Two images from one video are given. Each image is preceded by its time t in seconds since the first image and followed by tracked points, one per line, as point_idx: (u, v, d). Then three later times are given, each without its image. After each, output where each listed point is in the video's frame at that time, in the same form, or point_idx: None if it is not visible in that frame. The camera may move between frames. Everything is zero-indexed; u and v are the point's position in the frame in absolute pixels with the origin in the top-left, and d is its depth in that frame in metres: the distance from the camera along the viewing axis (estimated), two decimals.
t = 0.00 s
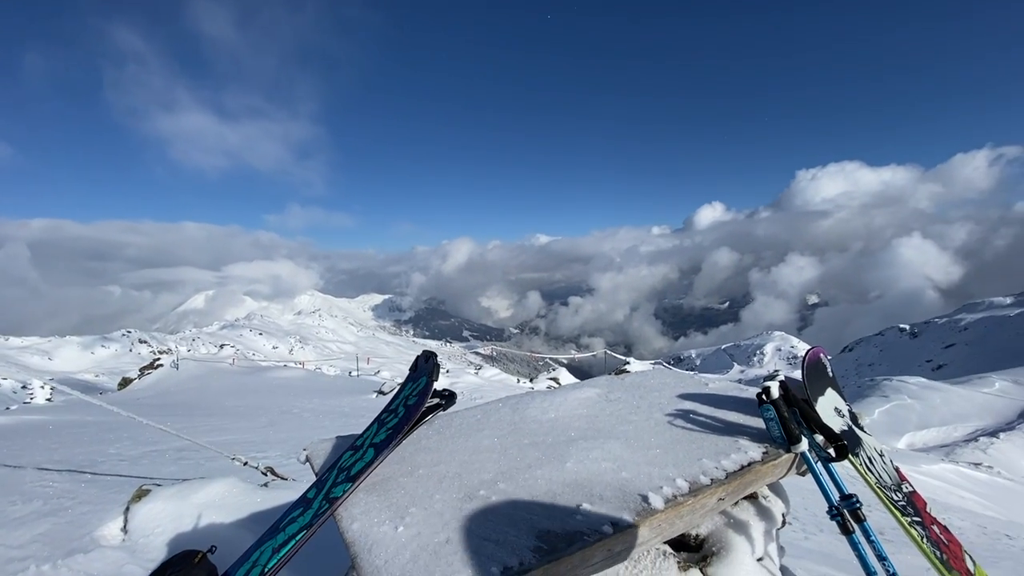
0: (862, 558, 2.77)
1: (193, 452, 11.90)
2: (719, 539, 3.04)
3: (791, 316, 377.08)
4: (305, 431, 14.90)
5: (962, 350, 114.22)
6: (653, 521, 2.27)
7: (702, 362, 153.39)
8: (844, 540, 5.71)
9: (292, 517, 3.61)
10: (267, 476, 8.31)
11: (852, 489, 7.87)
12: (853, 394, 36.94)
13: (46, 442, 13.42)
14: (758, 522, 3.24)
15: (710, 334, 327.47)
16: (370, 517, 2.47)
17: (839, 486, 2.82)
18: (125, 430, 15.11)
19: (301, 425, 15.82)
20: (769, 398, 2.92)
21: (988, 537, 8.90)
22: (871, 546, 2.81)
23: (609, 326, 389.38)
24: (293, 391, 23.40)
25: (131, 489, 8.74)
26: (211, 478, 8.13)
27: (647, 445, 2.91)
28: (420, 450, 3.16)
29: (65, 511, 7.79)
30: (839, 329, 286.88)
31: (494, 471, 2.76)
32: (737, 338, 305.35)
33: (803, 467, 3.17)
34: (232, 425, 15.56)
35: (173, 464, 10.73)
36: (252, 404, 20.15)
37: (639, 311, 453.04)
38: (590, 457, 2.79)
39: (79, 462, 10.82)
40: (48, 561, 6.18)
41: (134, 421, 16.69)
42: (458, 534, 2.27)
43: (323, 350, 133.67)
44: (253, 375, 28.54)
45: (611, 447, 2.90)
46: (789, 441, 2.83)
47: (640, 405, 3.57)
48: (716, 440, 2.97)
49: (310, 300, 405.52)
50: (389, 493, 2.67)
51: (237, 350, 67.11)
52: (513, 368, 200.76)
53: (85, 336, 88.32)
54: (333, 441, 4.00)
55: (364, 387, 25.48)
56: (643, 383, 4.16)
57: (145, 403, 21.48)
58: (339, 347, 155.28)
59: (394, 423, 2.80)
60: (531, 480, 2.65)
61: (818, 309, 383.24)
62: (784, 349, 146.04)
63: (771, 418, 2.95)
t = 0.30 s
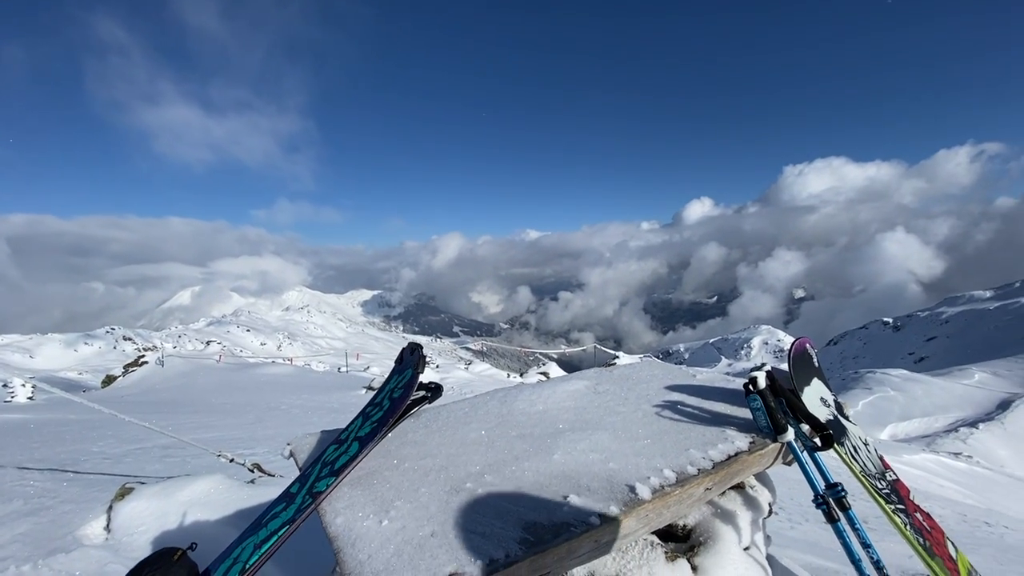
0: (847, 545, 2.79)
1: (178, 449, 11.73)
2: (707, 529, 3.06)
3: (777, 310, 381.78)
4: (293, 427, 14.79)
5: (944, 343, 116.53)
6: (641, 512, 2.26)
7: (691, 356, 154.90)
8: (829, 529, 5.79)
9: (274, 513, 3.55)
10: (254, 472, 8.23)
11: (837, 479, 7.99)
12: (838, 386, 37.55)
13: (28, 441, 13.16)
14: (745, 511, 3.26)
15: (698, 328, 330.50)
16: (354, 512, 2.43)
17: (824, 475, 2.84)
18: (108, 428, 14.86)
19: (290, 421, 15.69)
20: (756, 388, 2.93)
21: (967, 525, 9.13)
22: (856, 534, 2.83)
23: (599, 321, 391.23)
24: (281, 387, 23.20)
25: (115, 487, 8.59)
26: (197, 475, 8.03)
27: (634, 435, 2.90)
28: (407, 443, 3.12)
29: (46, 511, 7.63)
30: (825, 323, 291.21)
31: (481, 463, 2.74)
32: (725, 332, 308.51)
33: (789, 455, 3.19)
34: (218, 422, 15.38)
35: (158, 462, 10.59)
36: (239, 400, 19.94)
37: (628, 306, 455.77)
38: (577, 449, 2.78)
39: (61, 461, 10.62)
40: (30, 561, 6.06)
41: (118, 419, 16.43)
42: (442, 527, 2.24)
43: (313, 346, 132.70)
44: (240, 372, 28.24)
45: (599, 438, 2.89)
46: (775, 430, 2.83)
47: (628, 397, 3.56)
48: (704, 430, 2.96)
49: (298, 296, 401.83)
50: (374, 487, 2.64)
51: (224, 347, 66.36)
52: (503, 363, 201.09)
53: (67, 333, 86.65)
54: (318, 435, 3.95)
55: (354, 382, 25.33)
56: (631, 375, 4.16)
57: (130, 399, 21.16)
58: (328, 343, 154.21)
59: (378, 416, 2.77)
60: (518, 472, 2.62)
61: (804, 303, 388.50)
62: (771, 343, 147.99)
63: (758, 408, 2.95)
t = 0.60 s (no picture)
0: (830, 528, 2.85)
1: (169, 445, 11.66)
2: (695, 514, 3.11)
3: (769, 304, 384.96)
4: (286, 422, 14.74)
5: (931, 336, 118.12)
6: (629, 495, 2.30)
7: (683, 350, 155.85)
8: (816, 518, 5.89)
9: (265, 501, 3.56)
10: (245, 466, 8.21)
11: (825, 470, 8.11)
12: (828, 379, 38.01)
13: (16, 437, 13.02)
14: (732, 497, 3.31)
15: (691, 322, 332.72)
16: (344, 498, 2.45)
17: (810, 460, 2.89)
18: (97, 424, 14.73)
19: (282, 416, 15.64)
20: (743, 375, 2.97)
21: (952, 513, 9.30)
22: (840, 517, 2.89)
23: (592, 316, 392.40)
24: (273, 382, 23.10)
25: (104, 482, 8.53)
26: (188, 469, 7.99)
27: (623, 422, 2.93)
28: (398, 431, 3.14)
29: (35, 506, 7.57)
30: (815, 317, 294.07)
31: (471, 450, 2.76)
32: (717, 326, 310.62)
33: (775, 442, 3.23)
34: (209, 417, 15.29)
35: (148, 456, 10.54)
36: (230, 395, 19.83)
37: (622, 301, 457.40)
38: (568, 436, 2.81)
39: (50, 457, 10.53)
40: (18, 556, 6.01)
41: (108, 415, 16.30)
42: (433, 511, 2.26)
43: (305, 341, 132.07)
44: (232, 367, 28.09)
45: (589, 425, 2.92)
46: (762, 416, 2.87)
47: (619, 386, 3.59)
48: (692, 417, 3.00)
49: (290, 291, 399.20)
50: (365, 473, 2.65)
51: (215, 342, 65.91)
52: (496, 358, 201.38)
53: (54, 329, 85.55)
54: (309, 424, 3.95)
55: (346, 377, 25.26)
56: (621, 365, 4.19)
57: (120, 395, 20.99)
58: (321, 338, 153.58)
59: (369, 403, 2.78)
60: (508, 458, 2.65)
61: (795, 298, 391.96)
62: (763, 337, 149.36)
63: (745, 394, 2.99)
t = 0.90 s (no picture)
0: (815, 513, 2.93)
1: (163, 440, 11.63)
2: (683, 501, 3.18)
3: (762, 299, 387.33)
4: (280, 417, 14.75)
5: (922, 331, 119.35)
6: (618, 481, 2.36)
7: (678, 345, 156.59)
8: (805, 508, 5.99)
9: (260, 490, 3.59)
10: (240, 459, 8.23)
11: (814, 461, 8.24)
12: (820, 373, 38.39)
13: (7, 433, 12.94)
14: (720, 484, 3.38)
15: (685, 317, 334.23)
16: (339, 485, 2.49)
17: (795, 447, 2.96)
18: (90, 420, 14.65)
19: (277, 411, 15.64)
20: (731, 364, 3.03)
21: (939, 503, 9.49)
22: (824, 503, 2.96)
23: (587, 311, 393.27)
24: (267, 377, 23.06)
25: (98, 476, 8.52)
26: (182, 463, 8.01)
27: (615, 412, 2.99)
28: (393, 422, 3.18)
29: (28, 501, 7.56)
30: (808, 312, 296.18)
31: (465, 439, 2.81)
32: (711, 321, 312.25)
33: (763, 430, 3.30)
34: (202, 412, 15.26)
35: (142, 451, 10.53)
36: (224, 391, 19.79)
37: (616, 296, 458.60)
38: (559, 424, 2.86)
39: (42, 452, 10.49)
40: (12, 549, 6.01)
41: (101, 410, 16.23)
42: (426, 497, 2.31)
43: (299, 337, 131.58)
44: (225, 362, 28.00)
45: (580, 414, 2.98)
46: (749, 406, 2.94)
47: (611, 377, 3.65)
48: (681, 406, 3.06)
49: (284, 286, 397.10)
50: (360, 461, 2.69)
51: (209, 337, 65.55)
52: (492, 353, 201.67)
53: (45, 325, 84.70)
54: (304, 415, 3.99)
55: (340, 372, 25.25)
56: (613, 356, 4.25)
57: (112, 390, 20.87)
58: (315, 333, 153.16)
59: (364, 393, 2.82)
60: (501, 446, 2.70)
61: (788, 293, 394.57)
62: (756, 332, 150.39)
63: (733, 383, 3.05)
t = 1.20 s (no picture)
0: (805, 503, 2.96)
1: (157, 434, 11.60)
2: (675, 493, 3.22)
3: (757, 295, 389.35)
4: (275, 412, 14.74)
5: (914, 326, 120.43)
6: (610, 471, 2.38)
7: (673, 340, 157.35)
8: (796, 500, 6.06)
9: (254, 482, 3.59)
10: (235, 454, 8.24)
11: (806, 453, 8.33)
12: (812, 367, 38.69)
13: None
14: (712, 475, 3.42)
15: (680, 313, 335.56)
16: (334, 476, 2.51)
17: (786, 438, 2.99)
18: (83, 415, 14.58)
19: (271, 406, 15.62)
20: (723, 356, 3.05)
21: (929, 495, 9.62)
22: (814, 493, 2.99)
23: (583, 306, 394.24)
24: (262, 372, 23.01)
25: (92, 471, 8.49)
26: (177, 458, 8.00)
27: (608, 404, 3.01)
28: (387, 413, 3.19)
29: (21, 496, 7.53)
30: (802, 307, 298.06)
31: (459, 430, 2.82)
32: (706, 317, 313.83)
33: (754, 422, 3.33)
34: (197, 407, 15.22)
35: (136, 446, 10.51)
36: (218, 386, 19.73)
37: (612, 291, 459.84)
38: (552, 416, 2.88)
39: (36, 447, 10.44)
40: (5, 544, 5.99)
41: (94, 405, 16.16)
42: (419, 487, 2.32)
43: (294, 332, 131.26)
44: (219, 357, 27.91)
45: (574, 406, 3.00)
46: (741, 397, 2.97)
47: (605, 369, 3.67)
48: (675, 398, 3.09)
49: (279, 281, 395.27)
50: (354, 453, 2.70)
51: (203, 333, 65.21)
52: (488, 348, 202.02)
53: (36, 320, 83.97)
54: (299, 407, 3.98)
55: (335, 368, 25.22)
56: (607, 350, 4.27)
57: (105, 386, 20.75)
58: (310, 328, 152.86)
59: (358, 385, 2.82)
60: (495, 437, 2.71)
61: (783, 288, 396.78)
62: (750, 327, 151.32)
63: (724, 375, 3.08)
